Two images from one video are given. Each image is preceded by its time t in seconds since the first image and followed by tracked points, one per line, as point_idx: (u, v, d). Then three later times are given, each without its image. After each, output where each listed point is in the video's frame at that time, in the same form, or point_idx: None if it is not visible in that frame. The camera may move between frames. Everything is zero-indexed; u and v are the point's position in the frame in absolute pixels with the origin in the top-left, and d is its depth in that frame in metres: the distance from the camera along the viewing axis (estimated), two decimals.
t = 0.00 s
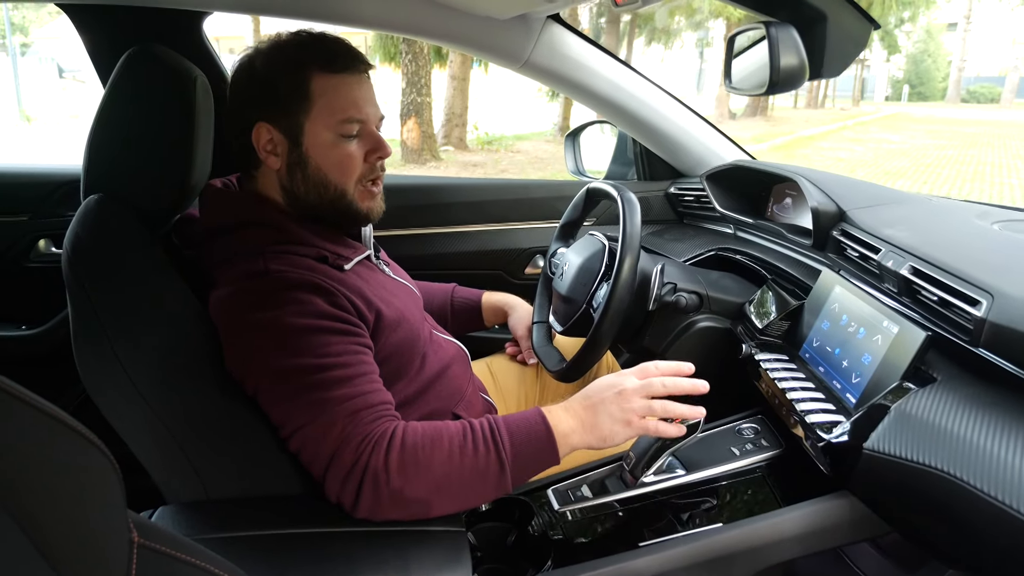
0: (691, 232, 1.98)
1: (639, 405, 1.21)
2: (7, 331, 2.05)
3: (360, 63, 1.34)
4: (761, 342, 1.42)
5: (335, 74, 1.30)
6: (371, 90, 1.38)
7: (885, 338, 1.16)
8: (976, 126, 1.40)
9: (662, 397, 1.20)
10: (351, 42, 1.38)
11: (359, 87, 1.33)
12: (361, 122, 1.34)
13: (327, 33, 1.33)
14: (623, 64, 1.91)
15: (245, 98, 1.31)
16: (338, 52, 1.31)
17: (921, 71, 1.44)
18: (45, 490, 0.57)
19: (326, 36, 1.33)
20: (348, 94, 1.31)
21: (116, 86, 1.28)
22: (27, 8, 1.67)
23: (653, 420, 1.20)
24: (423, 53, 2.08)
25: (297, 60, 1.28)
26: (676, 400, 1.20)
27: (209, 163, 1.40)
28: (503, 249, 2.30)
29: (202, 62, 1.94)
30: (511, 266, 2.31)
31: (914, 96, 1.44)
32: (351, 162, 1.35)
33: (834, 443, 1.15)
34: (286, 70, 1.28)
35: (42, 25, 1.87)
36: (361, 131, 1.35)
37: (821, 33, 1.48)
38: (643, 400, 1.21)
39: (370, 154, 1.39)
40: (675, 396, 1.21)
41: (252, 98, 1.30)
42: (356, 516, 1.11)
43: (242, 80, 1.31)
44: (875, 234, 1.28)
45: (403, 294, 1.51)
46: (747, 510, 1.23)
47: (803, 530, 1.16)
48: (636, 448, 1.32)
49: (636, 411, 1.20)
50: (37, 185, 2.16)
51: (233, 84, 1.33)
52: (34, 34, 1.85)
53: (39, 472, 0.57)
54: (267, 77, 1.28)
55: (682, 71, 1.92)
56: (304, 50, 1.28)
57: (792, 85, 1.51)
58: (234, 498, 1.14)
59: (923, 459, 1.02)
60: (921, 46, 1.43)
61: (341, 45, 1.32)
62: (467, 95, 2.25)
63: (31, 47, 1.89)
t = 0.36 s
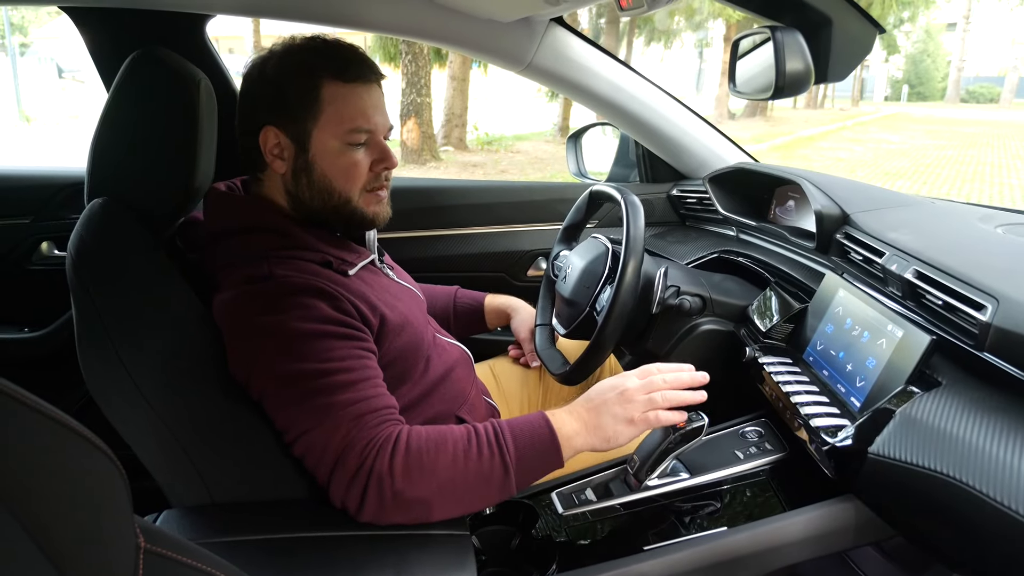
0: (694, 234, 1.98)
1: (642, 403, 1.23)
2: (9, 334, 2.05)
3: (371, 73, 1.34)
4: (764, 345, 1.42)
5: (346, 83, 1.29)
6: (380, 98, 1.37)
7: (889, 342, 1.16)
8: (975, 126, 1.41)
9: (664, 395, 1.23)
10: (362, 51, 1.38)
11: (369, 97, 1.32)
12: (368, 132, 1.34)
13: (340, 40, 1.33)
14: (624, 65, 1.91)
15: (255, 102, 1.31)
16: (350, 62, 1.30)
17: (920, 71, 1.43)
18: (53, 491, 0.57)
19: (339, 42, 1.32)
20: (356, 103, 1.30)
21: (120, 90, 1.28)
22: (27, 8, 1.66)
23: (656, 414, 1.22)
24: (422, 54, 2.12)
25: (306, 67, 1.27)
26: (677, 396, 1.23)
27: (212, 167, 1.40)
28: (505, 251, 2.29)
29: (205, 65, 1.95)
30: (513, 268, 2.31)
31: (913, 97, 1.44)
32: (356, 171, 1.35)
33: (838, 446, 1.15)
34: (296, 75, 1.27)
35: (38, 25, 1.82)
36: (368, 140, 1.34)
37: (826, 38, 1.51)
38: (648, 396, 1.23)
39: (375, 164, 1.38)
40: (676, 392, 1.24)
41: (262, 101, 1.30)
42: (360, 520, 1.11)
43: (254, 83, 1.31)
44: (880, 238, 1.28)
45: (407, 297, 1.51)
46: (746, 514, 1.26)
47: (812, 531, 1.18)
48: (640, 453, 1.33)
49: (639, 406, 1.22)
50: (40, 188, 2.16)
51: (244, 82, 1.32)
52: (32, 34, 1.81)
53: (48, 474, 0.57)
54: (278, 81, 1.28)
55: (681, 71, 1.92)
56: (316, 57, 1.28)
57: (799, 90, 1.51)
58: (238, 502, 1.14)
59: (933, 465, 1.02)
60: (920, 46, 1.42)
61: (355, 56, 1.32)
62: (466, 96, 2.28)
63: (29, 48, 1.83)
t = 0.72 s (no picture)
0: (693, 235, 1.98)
1: (632, 376, 1.20)
2: (8, 334, 2.05)
3: (375, 74, 1.34)
4: (764, 345, 1.42)
5: (351, 83, 1.29)
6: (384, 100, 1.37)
7: (889, 342, 1.16)
8: (973, 127, 1.42)
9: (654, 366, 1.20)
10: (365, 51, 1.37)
11: (373, 98, 1.33)
12: (370, 132, 1.33)
13: (346, 41, 1.33)
14: (624, 65, 1.91)
15: (259, 101, 1.31)
16: (356, 62, 1.31)
17: (920, 71, 1.43)
18: (53, 491, 0.57)
19: (345, 44, 1.32)
20: (360, 102, 1.30)
21: (119, 91, 1.28)
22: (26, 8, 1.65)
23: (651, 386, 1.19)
24: (422, 54, 2.13)
25: (312, 67, 1.27)
26: (665, 362, 1.19)
27: (212, 167, 1.40)
28: (506, 251, 2.30)
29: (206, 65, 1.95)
30: (513, 269, 2.31)
31: (913, 97, 1.44)
32: (357, 171, 1.34)
33: (837, 446, 1.15)
34: (301, 73, 1.27)
35: (40, 26, 1.83)
36: (370, 141, 1.34)
37: (826, 39, 1.49)
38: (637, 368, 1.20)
39: (377, 164, 1.37)
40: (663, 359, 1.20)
41: (266, 100, 1.30)
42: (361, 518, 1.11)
43: (261, 79, 1.31)
44: (879, 238, 1.28)
45: (406, 298, 1.52)
46: (746, 515, 1.24)
47: (811, 533, 1.18)
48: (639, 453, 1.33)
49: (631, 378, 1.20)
50: (41, 188, 2.17)
51: (249, 83, 1.33)
52: (33, 34, 1.82)
53: (47, 474, 0.57)
54: (283, 79, 1.28)
55: (681, 72, 1.91)
56: (321, 56, 1.28)
57: (799, 90, 1.51)
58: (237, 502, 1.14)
59: (935, 466, 1.02)
60: (920, 46, 1.42)
61: (361, 56, 1.32)
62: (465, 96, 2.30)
63: (29, 48, 1.84)
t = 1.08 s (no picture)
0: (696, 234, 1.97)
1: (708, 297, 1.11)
2: (9, 334, 2.04)
3: (384, 72, 1.34)
4: (768, 345, 1.42)
5: (361, 80, 1.29)
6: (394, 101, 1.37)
7: (894, 342, 1.15)
8: (974, 126, 1.41)
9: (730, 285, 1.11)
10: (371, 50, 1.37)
11: (383, 96, 1.33)
12: (381, 127, 1.33)
13: (354, 41, 1.33)
14: (626, 64, 1.90)
15: (269, 99, 1.30)
16: (366, 60, 1.31)
17: (921, 71, 1.42)
18: (57, 491, 0.57)
19: (353, 43, 1.32)
20: (370, 99, 1.30)
21: (121, 90, 1.27)
22: (26, 7, 1.65)
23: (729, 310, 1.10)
24: (423, 54, 2.13)
25: (323, 64, 1.27)
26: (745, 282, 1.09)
27: (215, 167, 1.40)
28: (508, 251, 2.29)
29: (207, 64, 1.95)
30: (515, 268, 2.31)
31: (913, 96, 1.43)
32: (367, 168, 1.33)
33: (843, 445, 1.14)
34: (311, 70, 1.27)
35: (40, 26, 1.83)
36: (379, 138, 1.33)
37: (832, 37, 1.51)
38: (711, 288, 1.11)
39: (385, 163, 1.36)
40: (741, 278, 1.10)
41: (277, 96, 1.29)
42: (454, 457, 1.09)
43: (270, 77, 1.30)
44: (884, 238, 1.27)
45: (412, 297, 1.51)
46: (747, 516, 1.23)
47: (816, 533, 1.20)
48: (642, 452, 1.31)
49: (705, 295, 1.11)
50: (42, 188, 2.16)
51: (257, 82, 1.33)
52: (33, 34, 1.82)
53: (50, 473, 0.56)
54: (292, 77, 1.28)
55: (682, 71, 1.91)
56: (331, 55, 1.28)
57: (804, 89, 1.51)
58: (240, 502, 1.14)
59: (937, 465, 1.02)
60: (921, 46, 1.42)
61: (369, 55, 1.33)
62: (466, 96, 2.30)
63: (30, 48, 1.84)
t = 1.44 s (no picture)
0: (698, 235, 1.97)
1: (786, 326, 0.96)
2: (10, 335, 2.04)
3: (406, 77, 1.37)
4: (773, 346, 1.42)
5: (386, 78, 1.32)
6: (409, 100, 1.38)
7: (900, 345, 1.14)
8: (975, 126, 1.40)
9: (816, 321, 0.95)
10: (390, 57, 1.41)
11: (403, 97, 1.35)
12: (400, 121, 1.33)
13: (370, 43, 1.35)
14: (628, 64, 1.89)
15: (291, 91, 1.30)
16: (387, 61, 1.33)
17: (921, 71, 1.41)
18: (59, 491, 0.56)
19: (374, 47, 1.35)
20: (391, 96, 1.32)
21: (124, 90, 1.27)
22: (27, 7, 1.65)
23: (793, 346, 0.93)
24: (424, 54, 2.13)
25: (351, 59, 1.29)
26: (828, 334, 0.91)
27: (218, 168, 1.40)
28: (511, 251, 2.29)
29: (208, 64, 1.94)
30: (518, 269, 2.31)
31: (914, 96, 1.41)
32: (389, 160, 1.32)
33: (850, 447, 1.15)
34: (337, 65, 1.28)
35: (40, 25, 1.82)
36: (400, 133, 1.34)
37: (838, 37, 1.53)
38: (788, 327, 0.94)
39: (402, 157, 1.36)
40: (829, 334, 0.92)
41: (299, 88, 1.29)
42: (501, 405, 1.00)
43: (292, 72, 1.30)
44: (889, 239, 1.27)
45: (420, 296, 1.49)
46: (749, 517, 1.23)
47: (821, 537, 1.19)
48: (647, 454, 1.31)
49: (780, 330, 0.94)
50: (44, 188, 2.16)
51: (281, 74, 1.33)
52: (34, 34, 1.82)
53: (52, 473, 0.56)
54: (314, 72, 1.28)
55: (682, 71, 1.90)
56: (351, 54, 1.30)
57: (810, 90, 1.51)
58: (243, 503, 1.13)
59: (936, 465, 1.02)
60: (922, 47, 1.42)
61: (391, 57, 1.35)
62: (466, 95, 2.32)
63: (30, 47, 1.84)
